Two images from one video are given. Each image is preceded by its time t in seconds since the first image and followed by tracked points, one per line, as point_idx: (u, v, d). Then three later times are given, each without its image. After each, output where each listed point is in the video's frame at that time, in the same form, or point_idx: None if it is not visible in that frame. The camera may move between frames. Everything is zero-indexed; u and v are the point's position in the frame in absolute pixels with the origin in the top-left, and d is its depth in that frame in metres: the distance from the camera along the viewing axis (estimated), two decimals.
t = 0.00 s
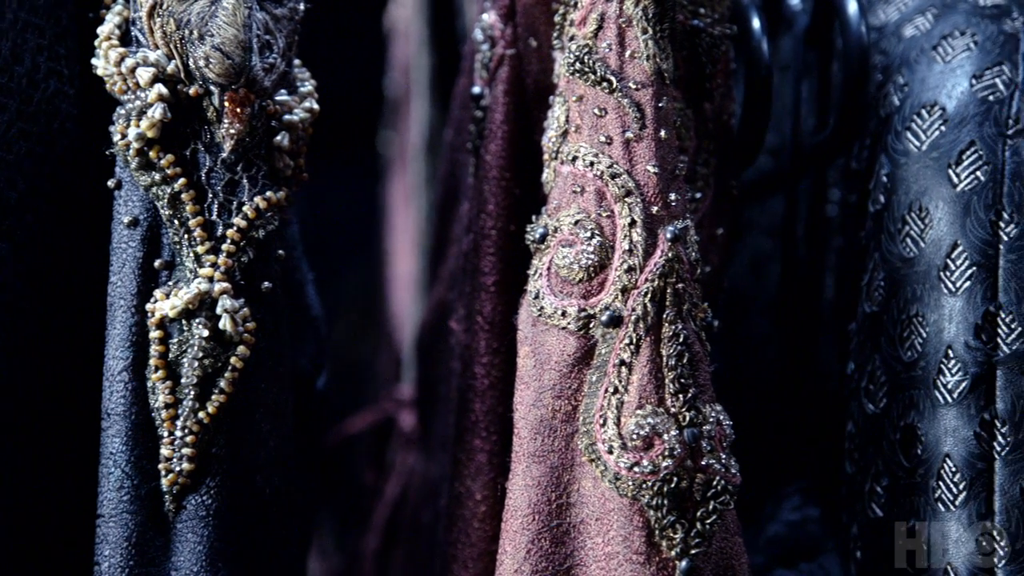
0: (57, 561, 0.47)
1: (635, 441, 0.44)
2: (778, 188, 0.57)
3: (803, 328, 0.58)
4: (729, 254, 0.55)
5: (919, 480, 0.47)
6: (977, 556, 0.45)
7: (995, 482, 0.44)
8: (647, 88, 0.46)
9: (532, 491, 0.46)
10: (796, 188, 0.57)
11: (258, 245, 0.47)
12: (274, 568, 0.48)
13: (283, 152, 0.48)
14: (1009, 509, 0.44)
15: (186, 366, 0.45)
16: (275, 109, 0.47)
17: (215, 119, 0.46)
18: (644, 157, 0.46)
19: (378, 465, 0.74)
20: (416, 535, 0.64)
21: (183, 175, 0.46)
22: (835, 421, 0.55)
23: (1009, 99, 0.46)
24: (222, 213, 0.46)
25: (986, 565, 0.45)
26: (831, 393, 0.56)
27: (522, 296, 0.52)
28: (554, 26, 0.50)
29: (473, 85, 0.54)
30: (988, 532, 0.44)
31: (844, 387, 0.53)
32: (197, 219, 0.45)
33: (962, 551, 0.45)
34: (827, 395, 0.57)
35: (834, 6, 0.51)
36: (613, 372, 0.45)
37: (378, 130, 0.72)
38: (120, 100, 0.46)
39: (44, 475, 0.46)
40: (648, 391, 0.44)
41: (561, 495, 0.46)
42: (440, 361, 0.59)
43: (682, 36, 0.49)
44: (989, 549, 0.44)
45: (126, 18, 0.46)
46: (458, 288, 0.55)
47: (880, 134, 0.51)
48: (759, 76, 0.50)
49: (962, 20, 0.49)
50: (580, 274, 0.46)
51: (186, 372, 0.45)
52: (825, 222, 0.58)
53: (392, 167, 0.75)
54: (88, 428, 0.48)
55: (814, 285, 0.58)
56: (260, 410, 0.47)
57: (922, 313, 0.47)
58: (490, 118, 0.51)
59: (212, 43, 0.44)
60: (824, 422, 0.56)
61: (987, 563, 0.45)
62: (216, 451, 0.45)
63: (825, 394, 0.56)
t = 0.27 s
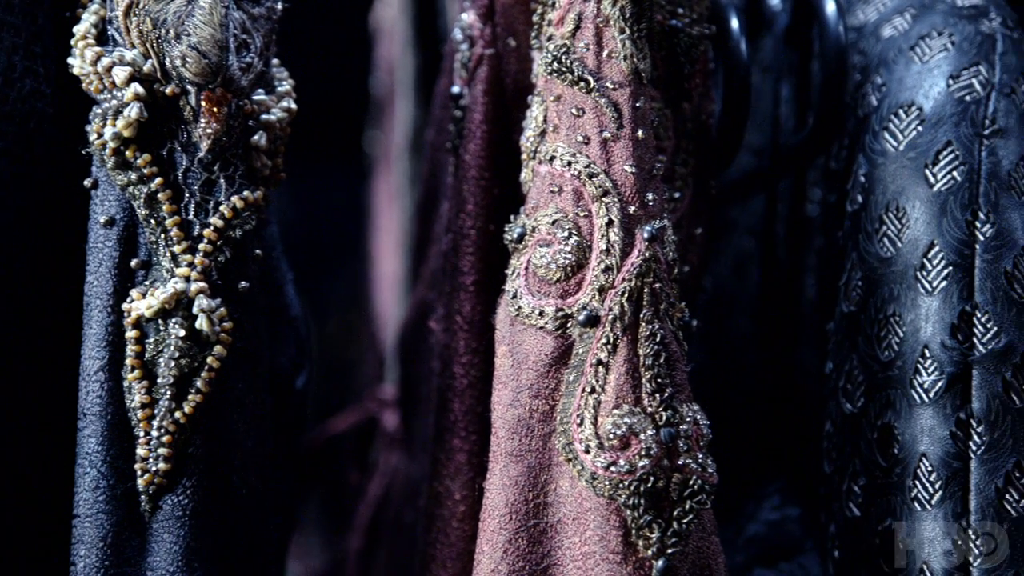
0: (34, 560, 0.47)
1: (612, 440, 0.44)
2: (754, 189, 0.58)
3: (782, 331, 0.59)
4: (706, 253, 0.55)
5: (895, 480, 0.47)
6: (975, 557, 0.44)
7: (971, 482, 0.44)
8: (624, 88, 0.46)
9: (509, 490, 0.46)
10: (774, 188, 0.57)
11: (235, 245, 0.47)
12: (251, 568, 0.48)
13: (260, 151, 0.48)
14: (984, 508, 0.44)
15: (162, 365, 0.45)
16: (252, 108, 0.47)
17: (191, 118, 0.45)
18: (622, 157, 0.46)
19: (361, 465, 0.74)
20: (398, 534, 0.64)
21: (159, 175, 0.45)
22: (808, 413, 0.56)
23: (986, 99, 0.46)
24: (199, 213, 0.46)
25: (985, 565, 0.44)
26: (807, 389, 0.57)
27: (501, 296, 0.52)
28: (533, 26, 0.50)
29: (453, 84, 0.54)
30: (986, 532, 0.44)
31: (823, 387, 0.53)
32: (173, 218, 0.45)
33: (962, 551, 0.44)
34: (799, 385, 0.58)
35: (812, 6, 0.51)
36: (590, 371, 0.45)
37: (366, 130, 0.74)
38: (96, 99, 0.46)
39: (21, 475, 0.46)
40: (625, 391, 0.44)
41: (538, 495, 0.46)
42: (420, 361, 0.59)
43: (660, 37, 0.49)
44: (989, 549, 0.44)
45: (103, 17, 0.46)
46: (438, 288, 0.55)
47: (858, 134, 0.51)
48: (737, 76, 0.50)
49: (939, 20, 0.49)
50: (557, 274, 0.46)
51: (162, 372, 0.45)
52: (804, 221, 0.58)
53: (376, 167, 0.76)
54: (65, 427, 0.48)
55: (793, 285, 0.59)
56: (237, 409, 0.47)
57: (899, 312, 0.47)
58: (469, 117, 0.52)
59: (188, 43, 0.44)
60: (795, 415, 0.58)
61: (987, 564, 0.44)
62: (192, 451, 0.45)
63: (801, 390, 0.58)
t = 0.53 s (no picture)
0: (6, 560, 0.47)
1: (585, 439, 0.44)
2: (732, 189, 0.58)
3: (761, 332, 0.59)
4: (682, 252, 0.55)
5: (869, 479, 0.47)
6: (977, 557, 0.44)
7: (943, 480, 0.45)
8: (598, 87, 0.46)
9: (483, 489, 0.46)
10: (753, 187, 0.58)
11: (208, 244, 0.47)
12: (225, 568, 0.48)
13: (234, 150, 0.47)
14: (956, 506, 0.44)
15: (134, 365, 0.45)
16: (225, 107, 0.47)
17: (163, 117, 0.45)
18: (596, 156, 0.46)
19: (343, 463, 0.74)
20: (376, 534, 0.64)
21: (132, 174, 0.45)
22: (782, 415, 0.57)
23: (959, 99, 0.47)
24: (172, 212, 0.46)
25: (986, 565, 0.44)
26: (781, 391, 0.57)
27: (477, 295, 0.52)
28: (508, 26, 0.51)
29: (429, 83, 0.54)
30: (987, 532, 0.44)
31: (798, 386, 0.54)
32: (146, 218, 0.45)
33: (966, 552, 0.44)
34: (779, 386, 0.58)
35: (787, 5, 0.51)
36: (564, 371, 0.45)
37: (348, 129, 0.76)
38: (69, 98, 0.46)
39: None
40: (598, 390, 0.44)
41: (512, 494, 0.46)
42: (397, 360, 0.59)
43: (635, 36, 0.49)
44: (989, 550, 0.44)
45: (76, 16, 0.46)
46: (414, 287, 0.55)
47: (833, 133, 0.51)
48: (712, 76, 0.50)
49: (914, 20, 0.49)
50: (531, 273, 0.45)
51: (134, 371, 0.45)
52: (782, 219, 0.58)
53: (359, 167, 0.75)
54: (38, 427, 0.48)
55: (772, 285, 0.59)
56: (210, 408, 0.47)
57: (873, 311, 0.47)
58: (445, 116, 0.52)
59: (161, 41, 0.44)
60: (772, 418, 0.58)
61: (988, 563, 0.44)
62: (165, 451, 0.45)
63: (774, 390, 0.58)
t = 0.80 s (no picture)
0: None
1: (564, 439, 0.44)
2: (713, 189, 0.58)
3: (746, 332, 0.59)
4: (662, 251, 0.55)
5: (847, 478, 0.47)
6: (978, 557, 0.44)
7: (920, 480, 0.45)
8: (577, 87, 0.47)
9: (462, 489, 0.46)
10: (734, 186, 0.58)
11: (187, 244, 0.47)
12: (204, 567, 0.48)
13: (212, 149, 0.47)
14: (933, 506, 0.44)
15: (112, 364, 0.45)
16: (204, 107, 0.47)
17: (142, 117, 0.45)
18: (574, 156, 0.46)
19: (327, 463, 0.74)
20: (358, 534, 0.64)
21: (109, 174, 0.45)
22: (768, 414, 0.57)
23: (937, 99, 0.47)
24: (150, 212, 0.46)
25: (987, 565, 0.44)
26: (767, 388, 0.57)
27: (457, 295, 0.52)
28: (488, 25, 0.51)
29: (410, 83, 0.54)
30: (988, 532, 0.44)
31: (779, 385, 0.54)
32: (124, 218, 0.45)
33: (968, 552, 0.44)
34: (763, 385, 0.58)
35: (767, 5, 0.51)
36: (543, 370, 0.45)
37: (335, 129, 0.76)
38: (47, 97, 0.45)
39: None
40: (577, 390, 0.44)
41: (491, 494, 0.46)
42: (379, 360, 0.59)
43: (614, 36, 0.49)
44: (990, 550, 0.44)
45: (53, 15, 0.46)
46: (395, 287, 0.55)
47: (812, 133, 0.51)
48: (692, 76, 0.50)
49: (893, 20, 0.49)
50: (510, 273, 0.45)
51: (112, 371, 0.45)
52: (763, 220, 0.59)
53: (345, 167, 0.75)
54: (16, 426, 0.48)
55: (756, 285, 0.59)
56: (189, 408, 0.46)
57: (851, 311, 0.47)
58: (426, 116, 0.52)
59: (139, 40, 0.44)
60: (757, 418, 0.58)
61: (987, 564, 0.44)
62: (143, 451, 0.45)
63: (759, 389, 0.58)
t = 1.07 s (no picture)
0: None
1: (541, 439, 0.43)
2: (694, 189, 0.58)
3: (727, 332, 0.60)
4: (642, 251, 0.55)
5: (825, 478, 0.47)
6: (977, 557, 0.44)
7: (897, 479, 0.45)
8: (555, 87, 0.47)
9: (440, 489, 0.46)
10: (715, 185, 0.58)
11: (164, 244, 0.46)
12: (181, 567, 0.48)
13: (190, 149, 0.47)
14: (909, 505, 0.44)
15: (88, 364, 0.45)
16: (181, 106, 0.46)
17: (118, 116, 0.45)
18: (552, 156, 0.46)
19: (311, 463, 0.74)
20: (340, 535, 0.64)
21: (86, 173, 0.45)
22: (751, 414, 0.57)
23: (915, 99, 0.47)
24: (127, 212, 0.45)
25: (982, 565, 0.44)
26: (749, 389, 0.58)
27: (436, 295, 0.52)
28: (467, 25, 0.51)
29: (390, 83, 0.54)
30: (974, 531, 0.44)
31: (759, 385, 0.54)
32: (100, 217, 0.45)
33: (968, 553, 0.44)
34: (747, 385, 0.58)
35: (745, 5, 0.51)
36: (520, 370, 0.45)
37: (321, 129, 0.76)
38: (23, 96, 0.45)
39: None
40: (554, 390, 0.44)
41: (469, 494, 0.46)
42: (360, 360, 0.59)
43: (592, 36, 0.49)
44: (987, 549, 0.44)
45: (30, 14, 0.45)
46: (375, 287, 0.55)
47: (791, 133, 0.51)
48: (671, 76, 0.50)
49: (872, 20, 0.49)
50: (488, 272, 0.45)
51: (88, 371, 0.45)
52: (745, 220, 0.59)
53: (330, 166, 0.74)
54: None
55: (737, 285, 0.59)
56: (166, 408, 0.46)
57: (829, 311, 0.47)
58: (405, 115, 0.52)
59: (116, 39, 0.44)
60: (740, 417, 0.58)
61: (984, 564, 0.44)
62: (119, 451, 0.45)
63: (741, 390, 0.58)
